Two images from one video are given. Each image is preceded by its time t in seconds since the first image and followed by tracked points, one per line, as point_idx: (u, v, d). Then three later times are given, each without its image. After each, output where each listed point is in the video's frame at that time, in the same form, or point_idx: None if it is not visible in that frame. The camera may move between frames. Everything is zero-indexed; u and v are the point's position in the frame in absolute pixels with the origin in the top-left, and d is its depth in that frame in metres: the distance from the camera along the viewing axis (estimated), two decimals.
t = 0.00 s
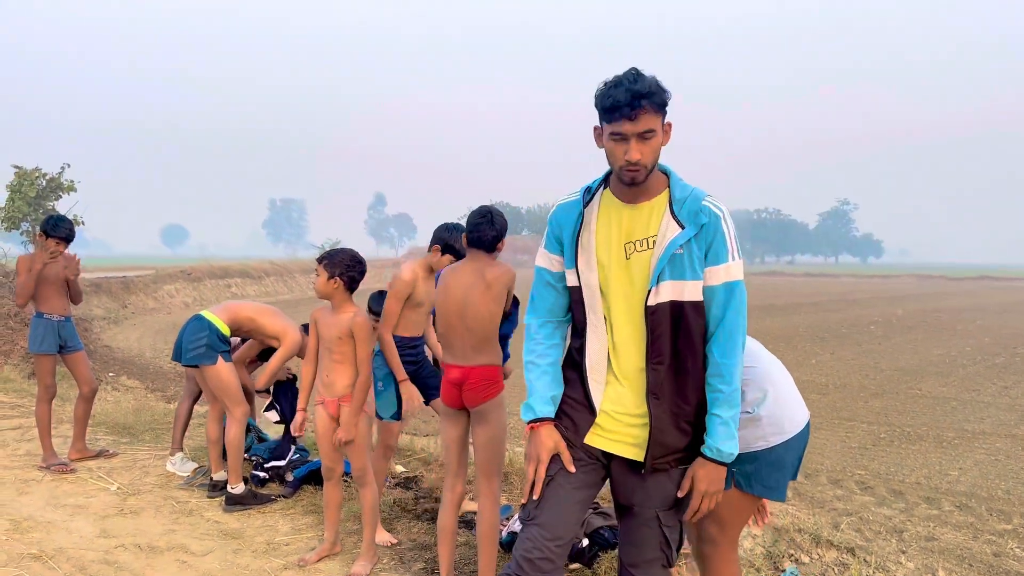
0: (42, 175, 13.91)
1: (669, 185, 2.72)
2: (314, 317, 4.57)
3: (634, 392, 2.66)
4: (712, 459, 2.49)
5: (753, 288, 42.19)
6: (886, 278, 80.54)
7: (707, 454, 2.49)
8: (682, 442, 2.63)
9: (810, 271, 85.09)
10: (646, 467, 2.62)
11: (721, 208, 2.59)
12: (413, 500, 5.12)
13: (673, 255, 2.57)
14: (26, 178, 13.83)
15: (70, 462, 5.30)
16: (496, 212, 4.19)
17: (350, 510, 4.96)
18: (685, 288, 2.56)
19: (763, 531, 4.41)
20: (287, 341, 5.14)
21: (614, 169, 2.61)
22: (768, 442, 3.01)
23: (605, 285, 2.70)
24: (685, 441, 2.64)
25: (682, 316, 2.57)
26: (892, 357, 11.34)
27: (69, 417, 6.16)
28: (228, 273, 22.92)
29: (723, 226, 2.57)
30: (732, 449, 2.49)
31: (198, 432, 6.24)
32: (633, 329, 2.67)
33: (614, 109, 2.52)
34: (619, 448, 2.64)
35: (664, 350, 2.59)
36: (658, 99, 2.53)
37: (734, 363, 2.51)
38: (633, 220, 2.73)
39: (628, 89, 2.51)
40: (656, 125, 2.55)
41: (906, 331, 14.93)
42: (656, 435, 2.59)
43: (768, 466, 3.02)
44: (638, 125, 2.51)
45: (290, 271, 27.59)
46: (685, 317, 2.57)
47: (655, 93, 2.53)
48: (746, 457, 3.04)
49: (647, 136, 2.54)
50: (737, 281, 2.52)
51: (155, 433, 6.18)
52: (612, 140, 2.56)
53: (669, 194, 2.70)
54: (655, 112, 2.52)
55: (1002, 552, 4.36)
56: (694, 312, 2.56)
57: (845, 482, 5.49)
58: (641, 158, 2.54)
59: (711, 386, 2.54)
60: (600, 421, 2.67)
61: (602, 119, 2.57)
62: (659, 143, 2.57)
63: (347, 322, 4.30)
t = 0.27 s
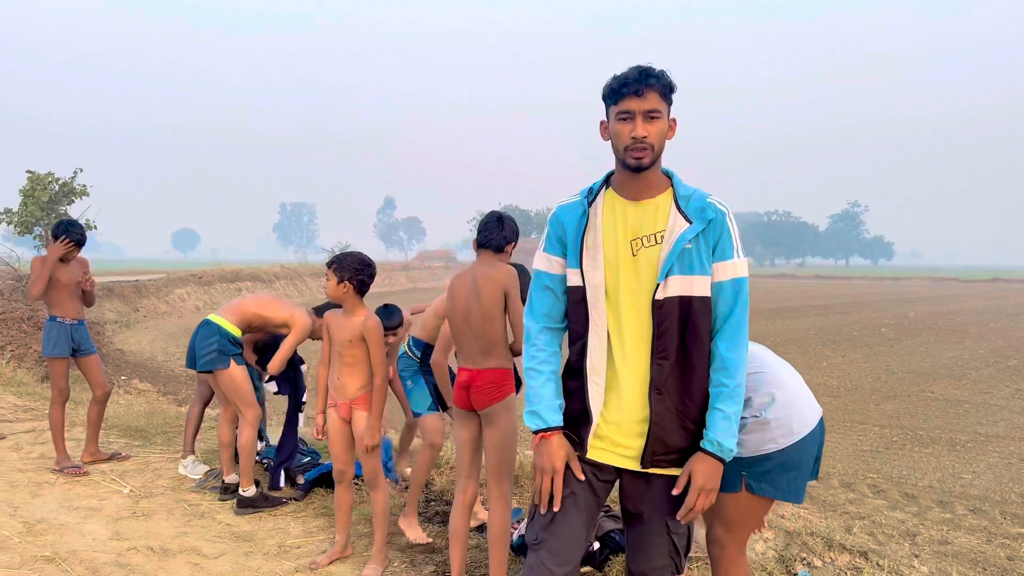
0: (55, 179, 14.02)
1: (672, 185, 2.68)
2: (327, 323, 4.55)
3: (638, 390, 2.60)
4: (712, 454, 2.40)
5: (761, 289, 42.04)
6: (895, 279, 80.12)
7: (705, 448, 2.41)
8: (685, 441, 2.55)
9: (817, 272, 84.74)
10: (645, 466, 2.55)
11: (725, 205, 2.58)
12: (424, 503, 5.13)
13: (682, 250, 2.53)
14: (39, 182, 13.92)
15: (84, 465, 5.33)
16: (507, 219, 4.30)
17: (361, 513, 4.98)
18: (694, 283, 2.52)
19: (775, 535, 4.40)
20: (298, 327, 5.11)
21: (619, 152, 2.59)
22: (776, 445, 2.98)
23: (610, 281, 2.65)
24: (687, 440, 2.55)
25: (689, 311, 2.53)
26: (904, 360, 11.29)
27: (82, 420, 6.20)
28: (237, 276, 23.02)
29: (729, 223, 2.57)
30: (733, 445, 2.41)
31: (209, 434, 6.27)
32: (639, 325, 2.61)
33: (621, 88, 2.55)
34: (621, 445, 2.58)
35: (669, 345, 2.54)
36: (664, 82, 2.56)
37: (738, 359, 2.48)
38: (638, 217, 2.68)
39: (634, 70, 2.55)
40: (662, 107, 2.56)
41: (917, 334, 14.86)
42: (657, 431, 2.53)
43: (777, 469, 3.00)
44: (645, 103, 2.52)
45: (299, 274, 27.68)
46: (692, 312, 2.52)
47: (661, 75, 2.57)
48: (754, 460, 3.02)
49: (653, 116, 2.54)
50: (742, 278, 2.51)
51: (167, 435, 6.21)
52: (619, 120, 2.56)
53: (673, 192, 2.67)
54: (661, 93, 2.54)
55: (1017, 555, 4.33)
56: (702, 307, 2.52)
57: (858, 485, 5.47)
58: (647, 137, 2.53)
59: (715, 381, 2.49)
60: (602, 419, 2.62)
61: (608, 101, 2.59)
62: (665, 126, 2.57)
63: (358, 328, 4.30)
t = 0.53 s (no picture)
0: (73, 183, 14.17)
1: (660, 193, 2.50)
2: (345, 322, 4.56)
3: (636, 401, 2.36)
4: (706, 467, 2.28)
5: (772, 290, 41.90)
6: (906, 279, 79.63)
7: (699, 462, 2.29)
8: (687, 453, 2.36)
9: (828, 273, 84.34)
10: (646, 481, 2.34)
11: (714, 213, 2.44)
12: (437, 505, 5.13)
13: (676, 257, 2.36)
14: (56, 186, 14.08)
15: (100, 466, 5.37)
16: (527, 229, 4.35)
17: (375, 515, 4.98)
18: (688, 290, 2.36)
19: (790, 538, 4.37)
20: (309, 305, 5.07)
21: (607, 152, 2.41)
22: (795, 451, 2.98)
23: (599, 286, 2.42)
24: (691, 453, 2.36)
25: (685, 319, 2.35)
26: (919, 363, 11.22)
27: (99, 421, 6.25)
28: (250, 278, 23.18)
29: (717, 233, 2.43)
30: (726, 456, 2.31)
31: (225, 436, 6.31)
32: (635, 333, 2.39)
33: (608, 85, 2.39)
34: (617, 461, 2.35)
35: (669, 353, 2.34)
36: (653, 81, 2.42)
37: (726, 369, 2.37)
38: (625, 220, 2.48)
39: (622, 68, 2.40)
40: (651, 106, 2.41)
41: (933, 336, 14.78)
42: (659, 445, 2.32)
43: (796, 475, 2.99)
44: (632, 100, 2.36)
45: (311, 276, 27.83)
46: (687, 320, 2.35)
47: (647, 74, 2.43)
48: (774, 467, 3.01)
49: (642, 114, 2.38)
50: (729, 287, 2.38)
51: (182, 437, 6.25)
52: (606, 118, 2.39)
53: (661, 198, 2.50)
54: (649, 90, 2.39)
55: None
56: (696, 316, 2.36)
57: (873, 489, 5.43)
58: (637, 133, 2.36)
59: (706, 393, 2.36)
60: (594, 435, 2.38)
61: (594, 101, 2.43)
62: (654, 126, 2.41)
63: (376, 330, 4.32)
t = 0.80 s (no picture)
0: (92, 186, 14.30)
1: (636, 187, 2.52)
2: (359, 325, 4.56)
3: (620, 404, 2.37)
4: (703, 467, 2.30)
5: (786, 291, 41.71)
6: (920, 280, 78.91)
7: (695, 461, 2.31)
8: (676, 455, 2.36)
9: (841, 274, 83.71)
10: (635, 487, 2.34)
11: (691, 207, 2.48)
12: (453, 507, 5.14)
13: (657, 254, 2.38)
14: (76, 189, 14.21)
15: (120, 467, 5.42)
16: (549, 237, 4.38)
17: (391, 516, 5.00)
18: (670, 288, 2.38)
19: (808, 541, 4.33)
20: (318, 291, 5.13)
21: (582, 147, 2.40)
22: (813, 449, 2.95)
23: (577, 290, 2.42)
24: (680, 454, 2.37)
25: (668, 319, 2.38)
26: (938, 365, 11.11)
27: (119, 422, 6.31)
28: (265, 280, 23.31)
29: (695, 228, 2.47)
30: (720, 453, 2.33)
31: (242, 437, 6.35)
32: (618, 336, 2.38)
33: (581, 80, 2.40)
34: (606, 466, 2.34)
35: (653, 354, 2.36)
36: (626, 74, 2.42)
37: (712, 367, 2.40)
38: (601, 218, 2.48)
39: (594, 61, 2.41)
40: (624, 100, 2.42)
41: (952, 338, 14.62)
42: (648, 447, 2.32)
43: (815, 474, 2.96)
44: (606, 93, 2.37)
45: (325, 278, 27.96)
46: (671, 319, 2.37)
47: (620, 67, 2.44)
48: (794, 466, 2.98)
49: (615, 107, 2.39)
50: (710, 282, 2.42)
51: (200, 438, 6.29)
52: (580, 113, 2.40)
53: (637, 194, 2.51)
54: (621, 83, 2.40)
55: None
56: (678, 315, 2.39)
57: (893, 492, 5.38)
58: (611, 126, 2.35)
59: (694, 391, 2.38)
60: (575, 440, 2.37)
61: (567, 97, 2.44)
62: (628, 119, 2.42)
63: (394, 330, 4.36)
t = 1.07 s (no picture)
0: (113, 189, 14.45)
1: (615, 184, 2.48)
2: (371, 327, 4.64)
3: (609, 407, 2.38)
4: (699, 450, 2.21)
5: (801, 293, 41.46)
6: (935, 280, 78.21)
7: (692, 445, 2.22)
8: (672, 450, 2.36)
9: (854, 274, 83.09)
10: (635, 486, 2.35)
11: (674, 196, 2.41)
12: (469, 508, 5.15)
13: (642, 252, 2.35)
14: (97, 191, 14.37)
15: (139, 467, 5.47)
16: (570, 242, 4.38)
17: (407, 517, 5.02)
18: (656, 285, 2.34)
19: (828, 545, 4.30)
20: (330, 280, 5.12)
21: (554, 157, 2.37)
22: (836, 445, 2.95)
23: (560, 299, 2.41)
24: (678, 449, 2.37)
25: (655, 314, 2.35)
26: (959, 368, 11.01)
27: (139, 422, 6.37)
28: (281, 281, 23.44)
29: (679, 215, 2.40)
30: (718, 436, 2.24)
31: (260, 438, 6.39)
32: (604, 339, 2.38)
33: (546, 88, 2.35)
34: (604, 468, 2.36)
35: (641, 352, 2.34)
36: (592, 76, 2.38)
37: (708, 352, 2.33)
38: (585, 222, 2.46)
39: (558, 66, 2.37)
40: (593, 103, 2.37)
41: (973, 341, 14.48)
42: (642, 447, 2.33)
43: (839, 472, 2.95)
44: (574, 100, 2.33)
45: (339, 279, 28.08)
46: (658, 314, 2.34)
47: (586, 69, 2.39)
48: (817, 462, 2.97)
49: (585, 112, 2.35)
50: (701, 268, 2.34)
51: (218, 438, 6.34)
52: (549, 122, 2.36)
53: (617, 191, 2.48)
54: (589, 87, 2.36)
55: None
56: (667, 308, 2.34)
57: (913, 496, 5.34)
58: (582, 135, 2.32)
59: (688, 376, 2.32)
60: (566, 447, 2.40)
61: (535, 104, 2.39)
62: (599, 123, 2.39)
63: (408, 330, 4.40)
